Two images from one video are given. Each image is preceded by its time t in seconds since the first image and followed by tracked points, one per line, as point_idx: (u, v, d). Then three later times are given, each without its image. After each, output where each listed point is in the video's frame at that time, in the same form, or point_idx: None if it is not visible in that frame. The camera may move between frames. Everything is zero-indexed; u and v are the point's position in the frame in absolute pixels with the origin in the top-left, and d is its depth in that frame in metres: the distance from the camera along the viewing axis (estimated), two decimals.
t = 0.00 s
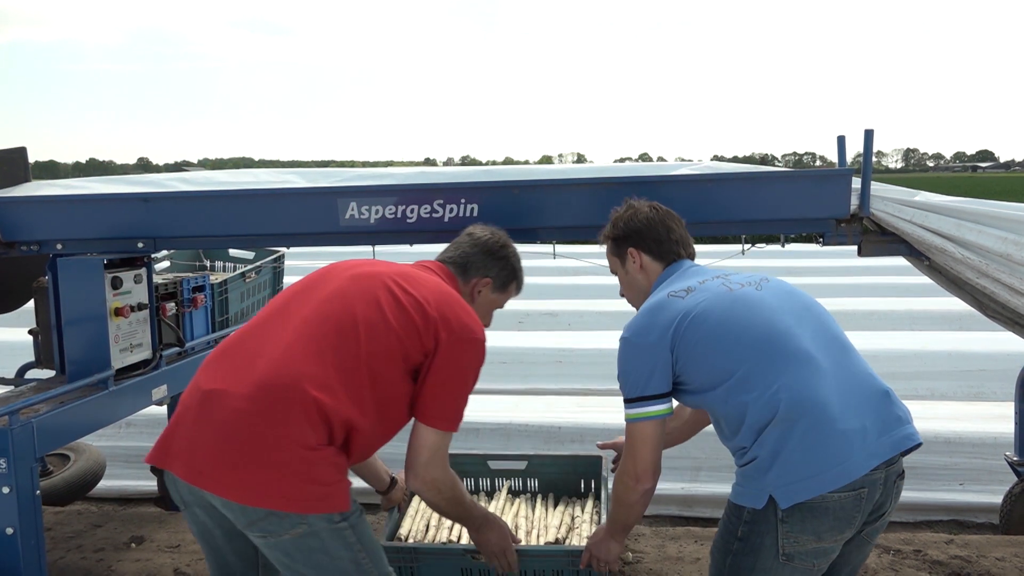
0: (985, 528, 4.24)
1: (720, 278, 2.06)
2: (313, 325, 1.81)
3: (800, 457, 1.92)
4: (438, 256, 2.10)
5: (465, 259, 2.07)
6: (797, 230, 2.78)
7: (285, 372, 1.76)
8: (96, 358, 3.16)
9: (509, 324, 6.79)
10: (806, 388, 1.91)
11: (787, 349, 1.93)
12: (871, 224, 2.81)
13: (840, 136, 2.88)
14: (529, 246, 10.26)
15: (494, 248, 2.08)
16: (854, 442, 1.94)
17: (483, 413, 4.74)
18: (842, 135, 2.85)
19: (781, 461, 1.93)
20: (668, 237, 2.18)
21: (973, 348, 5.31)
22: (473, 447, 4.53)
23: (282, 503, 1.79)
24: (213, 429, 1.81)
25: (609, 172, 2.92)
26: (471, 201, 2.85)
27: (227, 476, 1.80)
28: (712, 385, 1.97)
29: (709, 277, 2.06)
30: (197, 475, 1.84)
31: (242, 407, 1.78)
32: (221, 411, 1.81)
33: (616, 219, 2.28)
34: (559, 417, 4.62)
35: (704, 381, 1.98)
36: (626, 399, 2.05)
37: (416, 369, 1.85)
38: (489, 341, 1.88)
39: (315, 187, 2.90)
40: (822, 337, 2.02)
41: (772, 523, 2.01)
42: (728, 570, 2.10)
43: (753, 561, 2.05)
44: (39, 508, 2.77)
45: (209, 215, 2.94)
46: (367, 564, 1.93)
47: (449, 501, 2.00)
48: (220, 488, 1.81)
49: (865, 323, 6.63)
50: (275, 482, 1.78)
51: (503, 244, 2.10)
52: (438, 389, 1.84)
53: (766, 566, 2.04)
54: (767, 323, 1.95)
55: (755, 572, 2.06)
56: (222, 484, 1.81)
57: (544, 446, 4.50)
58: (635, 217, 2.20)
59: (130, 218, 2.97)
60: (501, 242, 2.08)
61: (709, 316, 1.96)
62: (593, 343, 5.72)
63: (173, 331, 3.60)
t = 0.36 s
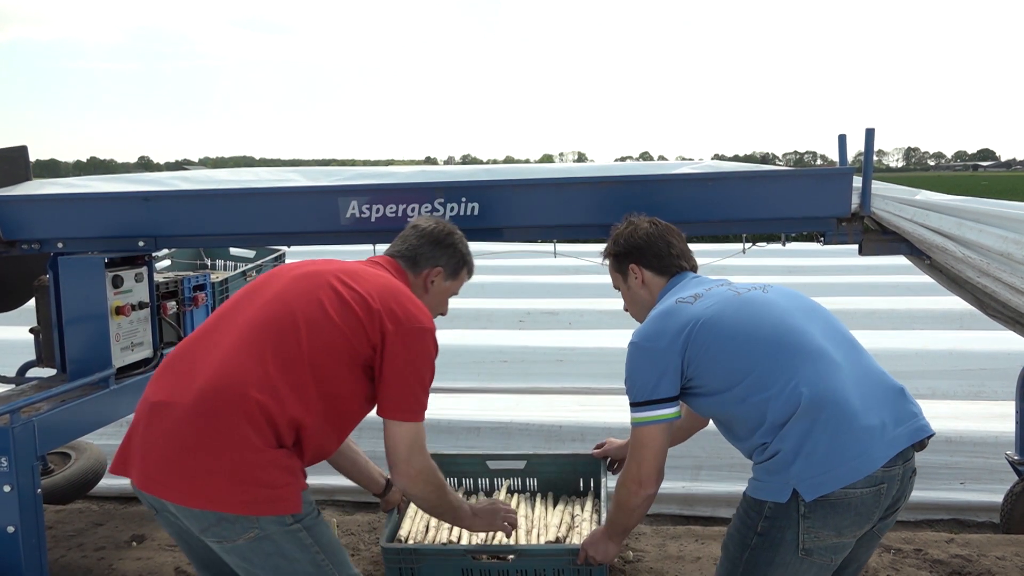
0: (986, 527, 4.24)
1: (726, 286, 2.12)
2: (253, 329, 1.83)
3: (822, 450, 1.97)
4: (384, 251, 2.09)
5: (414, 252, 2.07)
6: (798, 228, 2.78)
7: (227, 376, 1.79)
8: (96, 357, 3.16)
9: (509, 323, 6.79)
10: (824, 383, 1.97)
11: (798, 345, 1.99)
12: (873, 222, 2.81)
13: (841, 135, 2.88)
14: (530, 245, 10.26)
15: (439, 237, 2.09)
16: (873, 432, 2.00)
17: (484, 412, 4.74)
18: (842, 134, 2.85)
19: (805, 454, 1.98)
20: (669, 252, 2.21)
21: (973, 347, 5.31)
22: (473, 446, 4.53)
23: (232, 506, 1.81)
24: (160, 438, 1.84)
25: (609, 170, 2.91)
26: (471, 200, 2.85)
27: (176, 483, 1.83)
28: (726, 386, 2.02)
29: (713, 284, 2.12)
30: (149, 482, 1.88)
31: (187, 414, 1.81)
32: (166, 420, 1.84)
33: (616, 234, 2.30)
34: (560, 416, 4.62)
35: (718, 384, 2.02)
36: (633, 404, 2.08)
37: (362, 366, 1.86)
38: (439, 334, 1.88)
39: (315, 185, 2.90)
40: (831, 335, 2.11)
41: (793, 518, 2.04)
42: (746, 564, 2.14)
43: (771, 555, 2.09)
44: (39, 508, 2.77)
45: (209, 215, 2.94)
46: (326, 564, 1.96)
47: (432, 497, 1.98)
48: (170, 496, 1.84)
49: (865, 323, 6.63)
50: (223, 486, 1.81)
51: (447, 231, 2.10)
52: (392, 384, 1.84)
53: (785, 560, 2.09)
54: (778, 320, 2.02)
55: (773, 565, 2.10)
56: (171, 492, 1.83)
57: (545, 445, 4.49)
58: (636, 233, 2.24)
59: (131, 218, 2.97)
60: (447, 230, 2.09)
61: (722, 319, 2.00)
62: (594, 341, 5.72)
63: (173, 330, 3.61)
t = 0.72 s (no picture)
0: (989, 527, 4.23)
1: (725, 288, 2.14)
2: (224, 315, 1.89)
3: (827, 444, 1.96)
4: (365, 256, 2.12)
5: (397, 256, 2.10)
6: (801, 228, 2.78)
7: (191, 359, 1.85)
8: (100, 356, 3.17)
9: (512, 322, 6.79)
10: (831, 376, 1.97)
11: (799, 343, 2.00)
12: (876, 222, 2.80)
13: (844, 133, 2.87)
14: (533, 244, 10.25)
15: (423, 241, 2.12)
16: (881, 426, 2.00)
17: (486, 411, 4.74)
18: (846, 133, 2.84)
19: (811, 448, 1.97)
20: (664, 261, 2.23)
21: (976, 347, 5.30)
22: (476, 445, 4.53)
23: (186, 486, 1.86)
24: (124, 414, 1.91)
25: (611, 169, 2.91)
26: (473, 199, 2.86)
27: (133, 460, 1.88)
28: (730, 388, 2.02)
29: (710, 287, 2.14)
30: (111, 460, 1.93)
31: (149, 393, 1.87)
32: (130, 401, 1.91)
33: (608, 244, 2.32)
34: (562, 416, 4.62)
35: (722, 386, 2.02)
36: (637, 409, 2.08)
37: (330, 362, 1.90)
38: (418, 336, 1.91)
39: (318, 184, 2.90)
40: (835, 332, 2.11)
41: (806, 516, 2.04)
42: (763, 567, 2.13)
43: (789, 557, 2.08)
44: (43, 506, 2.77)
45: (212, 214, 2.94)
46: (284, 556, 2.00)
47: (440, 497, 2.03)
48: (129, 473, 1.89)
49: (869, 322, 6.62)
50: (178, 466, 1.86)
51: (430, 235, 2.14)
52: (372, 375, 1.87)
53: (802, 561, 2.08)
54: (779, 318, 2.03)
55: (791, 567, 2.09)
56: (127, 469, 1.89)
57: (547, 444, 4.49)
58: (630, 243, 2.25)
59: (135, 217, 2.97)
60: (428, 234, 2.12)
61: (720, 319, 2.01)
62: (596, 341, 5.72)
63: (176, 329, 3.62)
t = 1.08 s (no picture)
0: (997, 519, 4.22)
1: (732, 287, 2.15)
2: (265, 294, 1.95)
3: (844, 438, 1.96)
4: (411, 242, 2.19)
5: (439, 243, 2.16)
6: (810, 219, 2.77)
7: (232, 335, 1.91)
8: (108, 346, 3.18)
9: (519, 313, 6.79)
10: (845, 370, 1.97)
11: (812, 336, 2.00)
12: (885, 213, 2.79)
13: (853, 124, 2.85)
14: (540, 236, 10.24)
15: (466, 228, 2.19)
16: (897, 422, 1.99)
17: (493, 402, 4.75)
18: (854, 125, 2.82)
19: (826, 443, 1.97)
20: (668, 263, 2.25)
21: (984, 338, 5.27)
22: (483, 436, 4.54)
23: (221, 459, 1.93)
24: (164, 385, 1.98)
25: (618, 161, 2.90)
26: (480, 190, 2.85)
27: (171, 432, 1.95)
28: (744, 386, 2.02)
29: (720, 288, 2.15)
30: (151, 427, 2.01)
31: (191, 366, 1.94)
32: (171, 371, 1.98)
33: (610, 245, 2.33)
34: (569, 407, 4.62)
35: (735, 384, 2.02)
36: (646, 410, 2.08)
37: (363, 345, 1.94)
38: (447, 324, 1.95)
39: (325, 175, 2.90)
40: (847, 327, 2.11)
41: (819, 513, 2.04)
42: (775, 561, 2.14)
43: (801, 551, 2.08)
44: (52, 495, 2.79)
45: (219, 204, 2.94)
46: (284, 556, 2.07)
47: (353, 480, 1.96)
48: (164, 444, 1.96)
49: (877, 314, 6.59)
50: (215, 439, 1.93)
51: (473, 223, 2.21)
52: (392, 358, 1.90)
53: (816, 555, 2.07)
54: (789, 315, 2.03)
55: (805, 561, 2.09)
56: (164, 440, 1.96)
57: (554, 436, 4.50)
58: (633, 245, 2.27)
59: (142, 208, 2.98)
60: (471, 222, 2.18)
61: (734, 314, 2.03)
62: (603, 332, 5.71)
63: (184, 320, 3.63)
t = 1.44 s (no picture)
0: (1002, 506, 4.21)
1: (742, 274, 2.14)
2: (280, 279, 1.96)
3: (859, 426, 1.96)
4: (423, 230, 2.20)
5: (452, 230, 2.17)
6: (818, 206, 2.75)
7: (247, 321, 1.92)
8: (115, 332, 3.19)
9: (524, 300, 6.79)
10: (858, 358, 1.97)
11: (826, 324, 2.00)
12: (893, 200, 2.76)
13: (861, 110, 2.83)
14: (546, 223, 10.22)
15: (478, 216, 2.20)
16: (913, 411, 1.99)
17: (499, 388, 4.76)
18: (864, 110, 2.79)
19: (840, 432, 1.97)
20: (677, 251, 2.24)
21: (992, 325, 5.25)
22: (489, 422, 4.55)
23: (235, 444, 1.95)
24: (178, 369, 1.99)
25: (625, 146, 2.88)
26: (486, 175, 2.84)
27: (185, 416, 1.97)
28: (757, 374, 2.02)
29: (732, 275, 2.14)
30: (164, 412, 2.02)
31: (206, 351, 1.95)
32: (184, 356, 1.99)
33: (617, 231, 2.32)
34: (575, 393, 4.62)
35: (747, 372, 2.02)
36: (653, 396, 2.08)
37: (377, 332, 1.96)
38: (461, 312, 1.95)
39: (331, 161, 2.89)
40: (860, 315, 2.10)
41: (830, 501, 2.04)
42: (783, 548, 2.14)
43: (810, 538, 2.09)
44: (61, 479, 2.80)
45: (225, 190, 2.94)
46: (296, 541, 2.07)
47: (394, 472, 1.96)
48: (178, 427, 1.98)
49: (883, 301, 6.57)
50: (230, 424, 1.94)
51: (485, 212, 2.22)
52: (409, 346, 1.90)
53: (824, 543, 2.08)
54: (800, 303, 2.03)
55: (813, 549, 2.09)
56: (178, 423, 1.97)
57: (559, 422, 4.50)
58: (643, 232, 2.26)
59: (149, 193, 2.98)
60: (483, 210, 2.20)
61: (747, 302, 2.02)
62: (609, 319, 5.71)
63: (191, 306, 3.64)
